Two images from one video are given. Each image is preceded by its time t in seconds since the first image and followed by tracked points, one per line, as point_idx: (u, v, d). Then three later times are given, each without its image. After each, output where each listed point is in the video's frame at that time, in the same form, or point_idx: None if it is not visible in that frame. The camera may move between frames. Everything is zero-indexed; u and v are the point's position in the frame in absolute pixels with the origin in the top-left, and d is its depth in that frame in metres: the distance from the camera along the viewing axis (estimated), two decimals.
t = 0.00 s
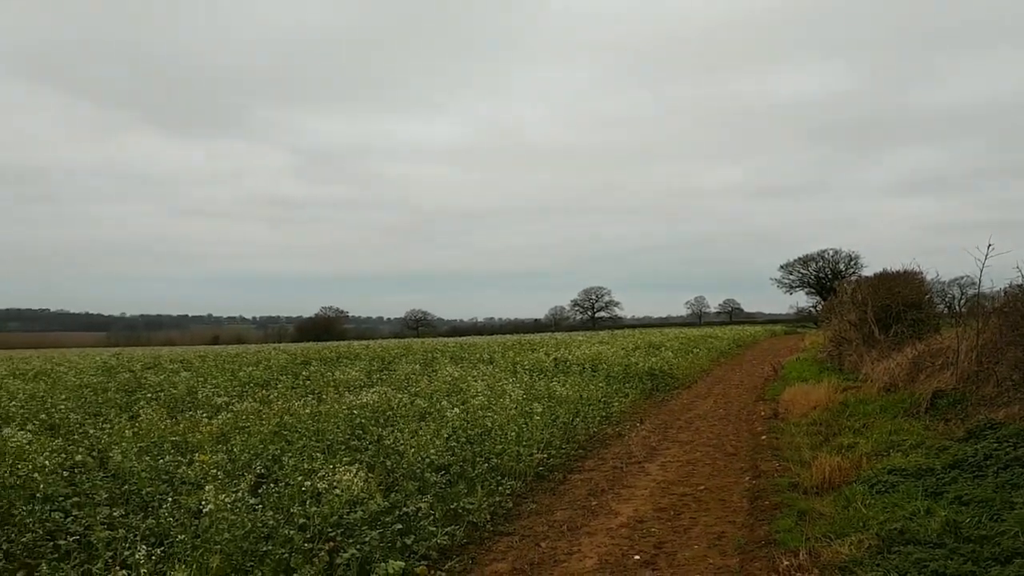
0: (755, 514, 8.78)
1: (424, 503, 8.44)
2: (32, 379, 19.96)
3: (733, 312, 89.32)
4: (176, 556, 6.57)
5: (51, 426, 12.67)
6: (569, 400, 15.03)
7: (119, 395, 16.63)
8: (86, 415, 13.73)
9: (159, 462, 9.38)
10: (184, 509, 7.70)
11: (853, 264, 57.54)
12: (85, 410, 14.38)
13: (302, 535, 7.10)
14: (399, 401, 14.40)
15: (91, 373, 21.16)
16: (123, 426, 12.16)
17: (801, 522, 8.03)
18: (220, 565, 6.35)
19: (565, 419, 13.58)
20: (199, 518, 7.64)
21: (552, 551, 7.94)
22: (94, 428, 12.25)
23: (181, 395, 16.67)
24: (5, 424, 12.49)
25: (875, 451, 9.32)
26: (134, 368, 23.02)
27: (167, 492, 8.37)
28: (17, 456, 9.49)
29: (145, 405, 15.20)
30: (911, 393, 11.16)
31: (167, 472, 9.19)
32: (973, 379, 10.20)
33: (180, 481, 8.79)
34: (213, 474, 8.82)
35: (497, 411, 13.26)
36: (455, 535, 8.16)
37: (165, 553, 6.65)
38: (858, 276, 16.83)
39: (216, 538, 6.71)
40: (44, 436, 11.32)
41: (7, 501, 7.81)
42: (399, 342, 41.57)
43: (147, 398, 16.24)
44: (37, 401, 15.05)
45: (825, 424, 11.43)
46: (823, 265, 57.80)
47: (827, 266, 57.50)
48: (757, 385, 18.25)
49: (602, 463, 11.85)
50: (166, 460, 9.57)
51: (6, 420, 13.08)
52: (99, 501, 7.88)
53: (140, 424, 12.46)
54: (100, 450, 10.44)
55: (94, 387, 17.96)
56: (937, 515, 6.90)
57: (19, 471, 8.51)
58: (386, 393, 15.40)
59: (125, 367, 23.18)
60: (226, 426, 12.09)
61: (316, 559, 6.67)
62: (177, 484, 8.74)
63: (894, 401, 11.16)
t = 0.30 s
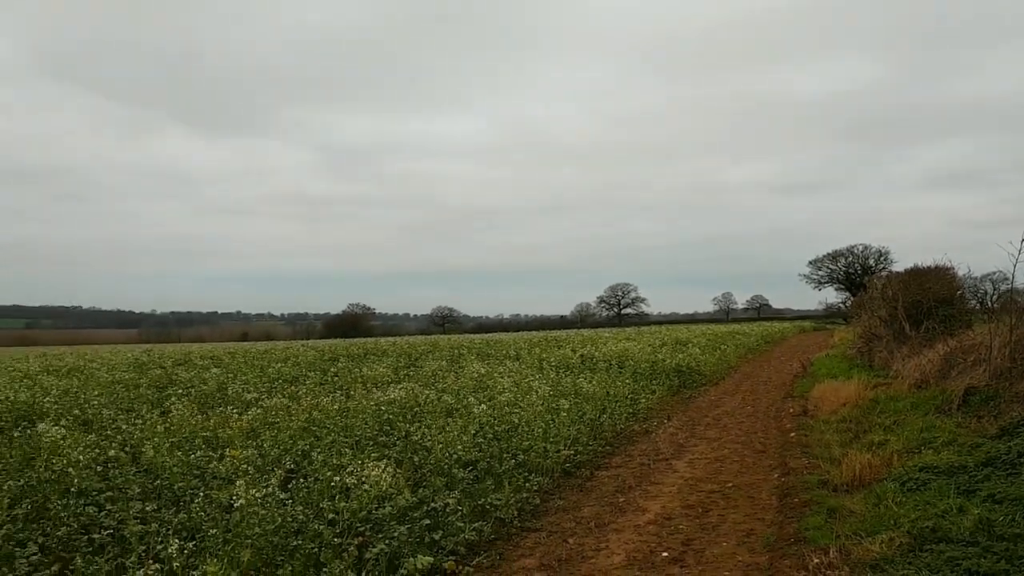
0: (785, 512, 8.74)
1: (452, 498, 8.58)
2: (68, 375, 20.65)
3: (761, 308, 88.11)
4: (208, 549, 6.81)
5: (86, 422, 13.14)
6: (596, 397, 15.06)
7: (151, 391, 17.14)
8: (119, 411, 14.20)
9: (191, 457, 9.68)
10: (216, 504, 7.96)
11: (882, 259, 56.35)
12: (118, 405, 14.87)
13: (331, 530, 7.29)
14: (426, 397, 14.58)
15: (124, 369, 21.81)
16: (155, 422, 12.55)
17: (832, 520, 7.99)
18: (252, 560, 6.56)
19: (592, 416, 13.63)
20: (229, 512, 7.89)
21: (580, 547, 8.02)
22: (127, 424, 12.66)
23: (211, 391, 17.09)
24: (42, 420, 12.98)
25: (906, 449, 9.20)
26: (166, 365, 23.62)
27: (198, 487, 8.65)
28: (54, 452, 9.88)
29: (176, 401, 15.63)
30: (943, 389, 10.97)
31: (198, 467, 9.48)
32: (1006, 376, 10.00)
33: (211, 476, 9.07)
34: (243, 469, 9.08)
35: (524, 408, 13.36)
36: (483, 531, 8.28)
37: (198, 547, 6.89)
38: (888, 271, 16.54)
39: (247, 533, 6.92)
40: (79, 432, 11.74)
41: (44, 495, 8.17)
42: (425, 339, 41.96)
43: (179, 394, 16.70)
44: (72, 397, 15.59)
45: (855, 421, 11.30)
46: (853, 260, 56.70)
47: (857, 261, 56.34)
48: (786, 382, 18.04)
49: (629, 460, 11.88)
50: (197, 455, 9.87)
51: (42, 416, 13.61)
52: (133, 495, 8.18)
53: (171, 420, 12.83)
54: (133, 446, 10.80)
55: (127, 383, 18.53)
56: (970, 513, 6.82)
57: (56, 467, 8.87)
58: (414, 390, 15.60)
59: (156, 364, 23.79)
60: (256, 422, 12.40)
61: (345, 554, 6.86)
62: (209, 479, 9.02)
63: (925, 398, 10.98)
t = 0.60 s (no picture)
0: (809, 512, 8.71)
1: (475, 497, 8.69)
2: (95, 374, 21.17)
3: (785, 307, 87.04)
4: (233, 547, 7.01)
5: (112, 421, 13.50)
6: (618, 396, 15.08)
7: (176, 390, 17.52)
8: (144, 409, 14.57)
9: (216, 456, 9.93)
10: (241, 502, 8.16)
11: (908, 257, 55.37)
12: (144, 404, 15.23)
13: (354, 528, 7.44)
14: (447, 396, 14.72)
15: (149, 369, 22.29)
16: (180, 420, 12.86)
17: (857, 520, 7.94)
18: (276, 557, 6.74)
19: (614, 415, 13.66)
20: (254, 510, 8.08)
21: (602, 547, 8.07)
22: (151, 423, 12.99)
23: (236, 390, 17.44)
24: (70, 419, 13.36)
25: (932, 448, 9.10)
26: (190, 364, 24.12)
27: (223, 485, 8.87)
28: (80, 450, 10.18)
29: (201, 400, 15.97)
30: (969, 388, 10.83)
31: (223, 466, 9.71)
32: None
33: (236, 474, 9.30)
34: (268, 468, 9.29)
35: (546, 407, 13.43)
36: (506, 530, 8.37)
37: (223, 545, 7.09)
38: (913, 269, 16.30)
39: (272, 531, 7.09)
40: (106, 430, 12.08)
41: (71, 493, 8.44)
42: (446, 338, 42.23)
43: (203, 393, 17.05)
44: (99, 396, 15.99)
45: (880, 420, 11.19)
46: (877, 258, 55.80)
47: (881, 259, 55.41)
48: (809, 381, 17.88)
49: (652, 460, 11.89)
50: (222, 453, 10.10)
51: (70, 415, 14.00)
52: (159, 494, 8.43)
53: (196, 418, 13.15)
54: (159, 444, 11.09)
55: (152, 382, 18.95)
56: (998, 514, 6.76)
57: (84, 465, 9.15)
58: (436, 389, 15.76)
59: (181, 363, 24.32)
60: (280, 420, 12.64)
61: (369, 552, 7.00)
62: (233, 477, 9.24)
63: (952, 397, 10.83)
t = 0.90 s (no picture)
0: (830, 512, 8.67)
1: (494, 496, 8.79)
2: (118, 373, 21.60)
3: (805, 305, 86.10)
4: (255, 544, 7.17)
5: (134, 419, 13.81)
6: (637, 395, 15.07)
7: (197, 388, 17.84)
8: (166, 407, 14.87)
9: (238, 454, 10.12)
10: (263, 499, 8.33)
11: (930, 256, 54.51)
12: (165, 402, 15.55)
13: (374, 526, 7.56)
14: (466, 395, 14.83)
15: (170, 367, 22.70)
16: (202, 418, 13.11)
17: (879, 520, 7.90)
18: (297, 554, 6.88)
19: (633, 414, 13.66)
20: (274, 508, 8.24)
21: (622, 546, 8.11)
22: (173, 421, 13.26)
23: (256, 388, 17.71)
24: (93, 417, 13.68)
25: (955, 448, 9.01)
26: (211, 363, 24.54)
27: (245, 483, 9.06)
28: (103, 448, 10.44)
29: (222, 398, 16.26)
30: (992, 387, 10.70)
31: (243, 464, 9.91)
32: None
33: (257, 472, 9.48)
34: (288, 466, 9.46)
35: (565, 406, 13.47)
36: (525, 529, 8.45)
37: (245, 542, 7.26)
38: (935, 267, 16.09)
39: (293, 529, 7.24)
40: (129, 428, 12.37)
41: (95, 490, 8.67)
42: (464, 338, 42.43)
43: (223, 391, 17.35)
44: (122, 395, 16.33)
45: (902, 420, 11.09)
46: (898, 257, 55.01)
47: (902, 257, 54.54)
48: (830, 380, 17.73)
49: (671, 459, 11.89)
50: (243, 452, 10.30)
51: (93, 413, 14.33)
52: (181, 491, 8.63)
53: (217, 416, 13.39)
54: (182, 442, 11.34)
55: (173, 380, 19.31)
56: None
57: (108, 463, 9.39)
58: (454, 387, 15.89)
59: (201, 361, 24.79)
60: (300, 419, 12.84)
61: (389, 550, 7.12)
62: (254, 475, 9.43)
63: (975, 397, 10.71)
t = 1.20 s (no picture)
0: (844, 512, 8.64)
1: (506, 495, 8.84)
2: (131, 372, 21.88)
3: (817, 305, 85.48)
4: (268, 542, 7.27)
5: (147, 418, 14.00)
6: (649, 395, 15.05)
7: (209, 387, 18.05)
8: (179, 407, 15.06)
9: (251, 453, 10.24)
10: (275, 498, 8.44)
11: (943, 254, 53.99)
12: (178, 401, 15.75)
13: (386, 526, 7.63)
14: (477, 394, 14.90)
15: (183, 366, 22.95)
16: (215, 418, 13.26)
17: (893, 520, 7.88)
18: (310, 552, 6.97)
19: (645, 414, 13.66)
20: (287, 507, 8.34)
21: (635, 546, 8.15)
22: (187, 420, 13.42)
23: (268, 387, 17.88)
24: (107, 416, 13.87)
25: (969, 448, 8.95)
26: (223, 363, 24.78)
27: (257, 482, 9.18)
28: (117, 447, 10.60)
29: (235, 397, 16.44)
30: (1006, 387, 10.62)
31: (257, 463, 10.03)
32: None
33: (270, 471, 9.59)
34: (301, 465, 9.55)
35: (577, 406, 13.49)
36: (537, 528, 8.49)
37: (259, 540, 7.35)
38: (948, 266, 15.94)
39: (306, 528, 7.32)
40: (142, 427, 12.54)
41: (110, 489, 8.82)
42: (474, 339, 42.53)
43: (236, 390, 17.53)
44: (135, 393, 16.56)
45: (916, 420, 11.02)
46: (911, 256, 54.50)
47: (915, 256, 54.04)
48: (842, 380, 17.62)
49: (683, 459, 11.89)
50: (256, 451, 10.42)
51: (106, 412, 14.53)
52: (195, 490, 8.75)
53: (230, 416, 13.54)
54: (195, 441, 11.48)
55: (186, 379, 19.53)
56: None
57: (122, 462, 9.53)
58: (466, 387, 15.95)
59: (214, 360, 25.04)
60: (312, 418, 12.96)
61: (402, 549, 7.19)
62: (267, 474, 9.54)
63: (989, 396, 10.62)
